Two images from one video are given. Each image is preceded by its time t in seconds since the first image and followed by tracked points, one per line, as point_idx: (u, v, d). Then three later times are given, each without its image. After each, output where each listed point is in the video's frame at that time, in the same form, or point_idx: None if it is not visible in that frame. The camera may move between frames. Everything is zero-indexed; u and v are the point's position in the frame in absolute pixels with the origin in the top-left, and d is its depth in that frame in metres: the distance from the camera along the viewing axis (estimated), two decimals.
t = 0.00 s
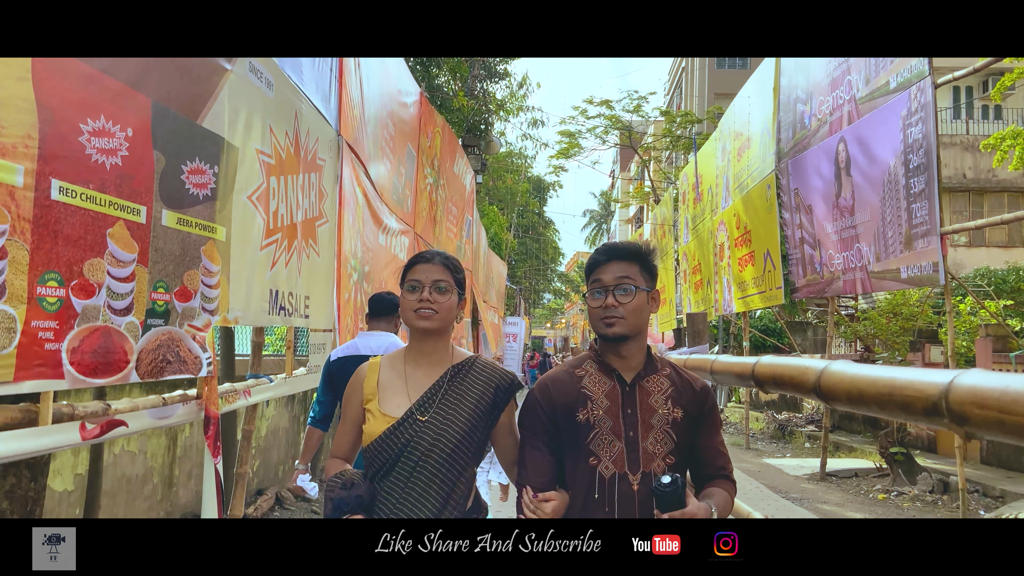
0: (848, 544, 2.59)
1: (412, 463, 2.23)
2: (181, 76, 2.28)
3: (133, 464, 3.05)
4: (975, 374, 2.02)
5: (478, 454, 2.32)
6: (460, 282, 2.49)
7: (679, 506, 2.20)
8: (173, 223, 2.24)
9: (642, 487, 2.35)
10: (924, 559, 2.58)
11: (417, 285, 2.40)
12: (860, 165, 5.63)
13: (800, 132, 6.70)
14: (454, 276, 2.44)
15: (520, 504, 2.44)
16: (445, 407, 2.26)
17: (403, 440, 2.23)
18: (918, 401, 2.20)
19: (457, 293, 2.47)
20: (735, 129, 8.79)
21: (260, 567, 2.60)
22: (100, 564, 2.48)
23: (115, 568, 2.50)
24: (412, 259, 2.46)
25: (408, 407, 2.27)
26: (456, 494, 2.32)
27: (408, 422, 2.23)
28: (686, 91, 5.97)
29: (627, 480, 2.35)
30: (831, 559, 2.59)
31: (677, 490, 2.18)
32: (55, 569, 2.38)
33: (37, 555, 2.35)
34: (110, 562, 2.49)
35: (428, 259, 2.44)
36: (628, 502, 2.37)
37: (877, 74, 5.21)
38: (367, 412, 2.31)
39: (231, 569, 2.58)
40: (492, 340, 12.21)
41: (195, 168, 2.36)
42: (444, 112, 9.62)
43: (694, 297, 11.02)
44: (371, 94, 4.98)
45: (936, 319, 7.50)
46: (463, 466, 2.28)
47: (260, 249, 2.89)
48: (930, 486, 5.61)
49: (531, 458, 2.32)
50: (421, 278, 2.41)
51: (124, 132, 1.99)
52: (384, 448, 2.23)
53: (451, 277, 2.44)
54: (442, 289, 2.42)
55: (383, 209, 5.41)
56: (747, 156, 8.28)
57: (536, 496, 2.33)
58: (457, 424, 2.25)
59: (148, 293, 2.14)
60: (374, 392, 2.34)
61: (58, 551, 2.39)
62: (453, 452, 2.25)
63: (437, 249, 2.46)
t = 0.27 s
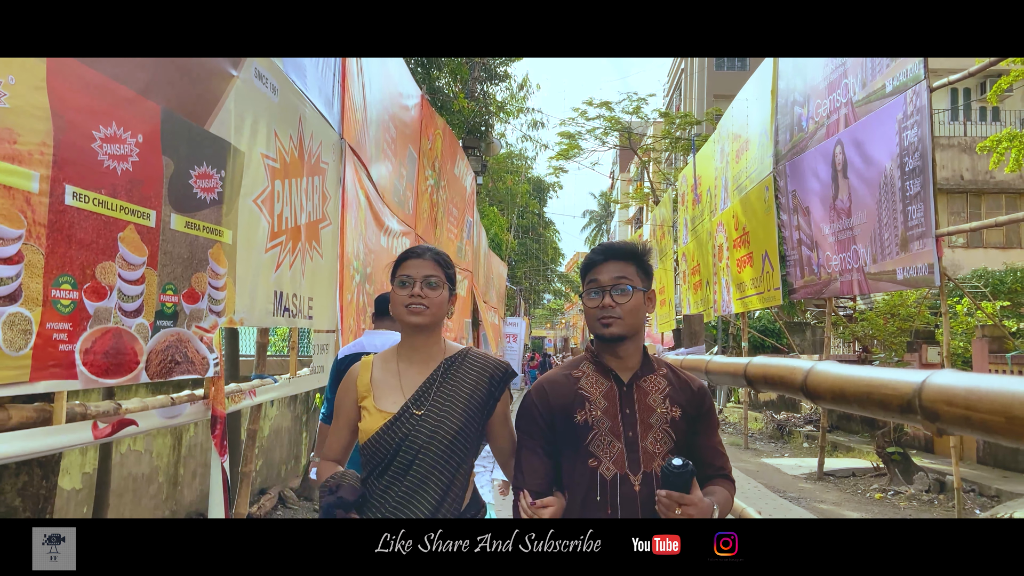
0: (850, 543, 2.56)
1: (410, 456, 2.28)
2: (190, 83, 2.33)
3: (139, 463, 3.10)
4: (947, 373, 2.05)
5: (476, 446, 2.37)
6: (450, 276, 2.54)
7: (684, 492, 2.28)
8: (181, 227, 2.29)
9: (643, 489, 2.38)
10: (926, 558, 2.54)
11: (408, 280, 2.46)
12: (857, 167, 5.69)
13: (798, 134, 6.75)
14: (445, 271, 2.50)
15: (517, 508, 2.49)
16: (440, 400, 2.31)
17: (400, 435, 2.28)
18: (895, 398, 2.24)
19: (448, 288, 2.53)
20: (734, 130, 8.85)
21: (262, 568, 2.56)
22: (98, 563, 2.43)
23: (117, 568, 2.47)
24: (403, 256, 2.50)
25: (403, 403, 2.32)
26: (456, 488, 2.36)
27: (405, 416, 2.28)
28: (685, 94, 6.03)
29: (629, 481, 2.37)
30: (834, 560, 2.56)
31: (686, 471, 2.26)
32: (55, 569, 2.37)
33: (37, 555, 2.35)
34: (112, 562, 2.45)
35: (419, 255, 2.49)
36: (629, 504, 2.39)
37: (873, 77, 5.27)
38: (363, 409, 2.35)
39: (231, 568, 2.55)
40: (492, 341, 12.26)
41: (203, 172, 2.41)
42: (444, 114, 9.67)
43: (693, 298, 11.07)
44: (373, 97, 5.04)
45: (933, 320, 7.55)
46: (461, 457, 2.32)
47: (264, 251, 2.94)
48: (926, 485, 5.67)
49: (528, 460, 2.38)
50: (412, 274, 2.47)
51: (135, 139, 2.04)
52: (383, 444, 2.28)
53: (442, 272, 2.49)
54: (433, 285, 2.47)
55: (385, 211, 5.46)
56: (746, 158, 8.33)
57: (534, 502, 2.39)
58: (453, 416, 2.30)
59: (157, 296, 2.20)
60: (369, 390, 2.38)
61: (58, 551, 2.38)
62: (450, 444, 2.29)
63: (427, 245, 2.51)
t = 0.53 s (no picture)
0: (849, 543, 2.59)
1: (413, 454, 2.33)
2: (197, 87, 2.38)
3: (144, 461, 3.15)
4: (923, 371, 2.08)
5: (477, 442, 2.42)
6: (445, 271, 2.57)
7: (687, 483, 2.32)
8: (188, 230, 2.34)
9: (643, 484, 2.42)
10: (924, 558, 2.58)
11: (403, 278, 2.49)
12: (854, 168, 5.73)
13: (796, 136, 6.80)
14: (439, 267, 2.53)
15: (513, 507, 2.53)
16: (439, 397, 2.37)
17: (402, 433, 2.32)
18: (875, 395, 2.27)
19: (443, 284, 2.56)
20: (732, 131, 8.90)
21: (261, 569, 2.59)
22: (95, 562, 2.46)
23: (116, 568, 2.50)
24: (396, 252, 2.54)
25: (403, 402, 2.37)
26: (459, 484, 2.41)
27: (406, 415, 2.33)
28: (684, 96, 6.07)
29: (628, 477, 2.42)
30: (832, 559, 2.59)
31: (689, 461, 2.30)
32: (55, 569, 2.36)
33: (37, 555, 2.34)
34: (112, 562, 2.49)
35: (413, 251, 2.52)
36: (629, 500, 2.44)
37: (870, 79, 5.32)
38: (363, 408, 2.40)
39: (232, 568, 2.58)
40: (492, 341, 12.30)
41: (210, 176, 2.46)
42: (445, 115, 9.71)
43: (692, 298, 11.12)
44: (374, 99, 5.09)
45: (931, 320, 7.60)
46: (464, 452, 2.38)
47: (269, 253, 2.99)
48: (923, 484, 5.71)
49: (527, 457, 2.43)
50: (406, 271, 2.50)
51: (144, 143, 2.09)
52: (386, 444, 2.33)
53: (436, 268, 2.52)
54: (428, 280, 2.50)
55: (386, 212, 5.51)
56: (744, 159, 8.38)
57: (530, 499, 2.42)
58: (454, 413, 2.36)
59: (165, 297, 2.25)
60: (367, 389, 2.42)
61: (58, 551, 2.37)
62: (453, 439, 2.34)
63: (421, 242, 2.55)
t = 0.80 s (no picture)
0: (844, 541, 2.64)
1: (416, 453, 2.36)
2: (201, 91, 2.41)
3: (147, 460, 3.19)
4: (904, 371, 2.21)
5: (478, 440, 2.46)
6: (445, 269, 2.59)
7: (688, 493, 2.40)
8: (192, 231, 2.37)
9: (642, 481, 2.46)
10: (924, 558, 2.63)
11: (402, 276, 2.53)
12: (851, 168, 5.77)
13: (794, 136, 6.84)
14: (437, 264, 2.55)
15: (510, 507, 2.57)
16: (440, 397, 2.39)
17: (405, 433, 2.34)
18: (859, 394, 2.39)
19: (443, 282, 2.58)
20: (731, 131, 8.93)
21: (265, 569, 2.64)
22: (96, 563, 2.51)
23: (115, 567, 2.54)
24: (394, 250, 2.55)
25: (404, 402, 2.39)
26: (460, 482, 2.45)
27: (408, 414, 2.36)
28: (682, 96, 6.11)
29: (627, 475, 2.46)
30: (826, 557, 2.64)
31: (685, 471, 2.35)
32: (55, 569, 2.40)
33: (37, 555, 2.38)
34: (111, 562, 2.53)
35: (412, 250, 2.53)
36: (627, 497, 2.48)
37: (867, 81, 5.34)
38: (365, 406, 2.41)
39: (235, 568, 2.62)
40: (491, 341, 12.34)
41: (214, 178, 2.50)
42: (444, 115, 9.74)
43: (691, 298, 11.13)
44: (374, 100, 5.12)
45: (928, 319, 7.65)
46: (466, 450, 2.41)
47: (270, 254, 3.02)
48: (920, 483, 5.76)
49: (525, 455, 2.46)
50: (407, 269, 2.52)
51: (149, 147, 2.12)
52: (389, 444, 2.35)
53: (436, 266, 2.54)
54: (428, 279, 2.53)
55: (387, 213, 5.54)
56: (743, 159, 8.41)
57: (529, 495, 2.47)
58: (455, 412, 2.39)
59: (170, 298, 2.28)
60: (369, 387, 2.43)
61: (58, 551, 2.42)
62: (454, 437, 2.38)
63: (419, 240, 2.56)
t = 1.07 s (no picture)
0: (841, 543, 2.72)
1: (415, 453, 2.40)
2: (206, 97, 2.46)
3: (152, 459, 3.24)
4: (882, 374, 2.50)
5: (476, 439, 2.51)
6: (448, 271, 2.63)
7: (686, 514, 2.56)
8: (198, 234, 2.42)
9: (637, 477, 2.51)
10: (921, 557, 2.69)
11: (406, 277, 2.57)
12: (847, 170, 5.82)
13: (791, 138, 6.90)
14: (439, 264, 2.59)
15: (508, 505, 2.62)
16: (440, 396, 2.44)
17: (405, 432, 2.39)
18: (841, 395, 2.68)
19: (446, 283, 2.63)
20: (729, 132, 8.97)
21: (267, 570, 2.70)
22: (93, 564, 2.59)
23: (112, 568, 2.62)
24: (398, 250, 2.59)
25: (405, 401, 2.44)
26: (459, 481, 2.50)
27: (408, 414, 2.40)
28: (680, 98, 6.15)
29: (623, 471, 2.51)
30: (824, 560, 2.71)
31: (678, 500, 2.53)
32: (55, 569, 2.48)
33: (37, 555, 2.45)
34: (110, 562, 2.60)
35: (415, 251, 2.57)
36: (623, 493, 2.53)
37: (862, 84, 5.40)
38: (364, 405, 2.45)
39: (239, 567, 2.69)
40: (490, 340, 12.38)
41: (219, 182, 2.55)
42: (443, 116, 9.77)
43: (689, 297, 11.18)
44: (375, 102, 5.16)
45: (924, 319, 7.71)
46: (465, 450, 2.46)
47: (273, 257, 3.07)
48: (915, 482, 5.82)
49: (522, 451, 2.52)
50: (410, 271, 2.56)
51: (157, 152, 2.17)
52: (389, 443, 2.39)
53: (439, 266, 2.58)
54: (431, 280, 2.57)
55: (387, 214, 5.58)
56: (741, 160, 8.45)
57: (528, 491, 2.53)
58: (455, 412, 2.44)
59: (177, 300, 2.33)
60: (368, 386, 2.47)
61: (58, 551, 2.49)
62: (454, 436, 2.43)
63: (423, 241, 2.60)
